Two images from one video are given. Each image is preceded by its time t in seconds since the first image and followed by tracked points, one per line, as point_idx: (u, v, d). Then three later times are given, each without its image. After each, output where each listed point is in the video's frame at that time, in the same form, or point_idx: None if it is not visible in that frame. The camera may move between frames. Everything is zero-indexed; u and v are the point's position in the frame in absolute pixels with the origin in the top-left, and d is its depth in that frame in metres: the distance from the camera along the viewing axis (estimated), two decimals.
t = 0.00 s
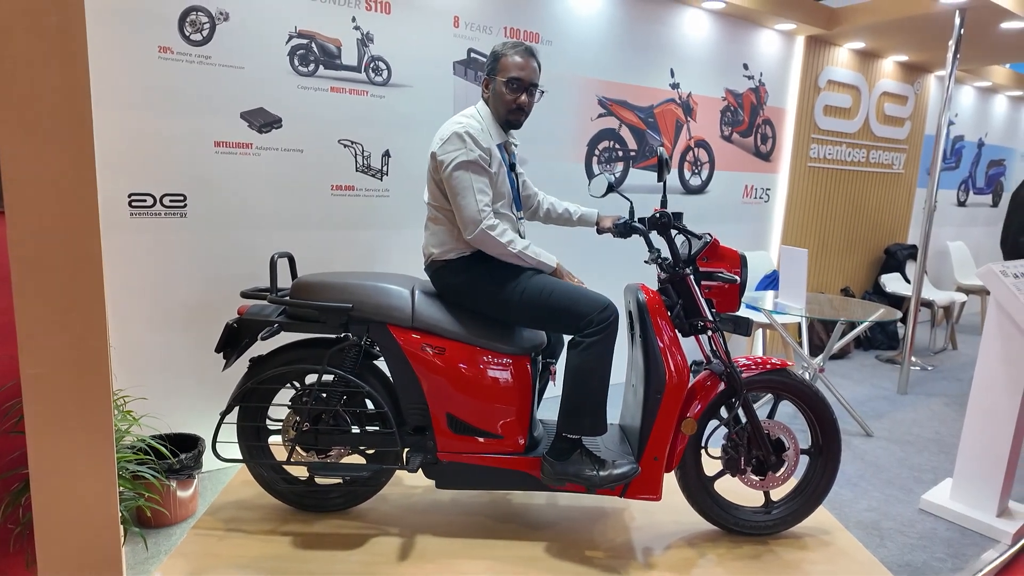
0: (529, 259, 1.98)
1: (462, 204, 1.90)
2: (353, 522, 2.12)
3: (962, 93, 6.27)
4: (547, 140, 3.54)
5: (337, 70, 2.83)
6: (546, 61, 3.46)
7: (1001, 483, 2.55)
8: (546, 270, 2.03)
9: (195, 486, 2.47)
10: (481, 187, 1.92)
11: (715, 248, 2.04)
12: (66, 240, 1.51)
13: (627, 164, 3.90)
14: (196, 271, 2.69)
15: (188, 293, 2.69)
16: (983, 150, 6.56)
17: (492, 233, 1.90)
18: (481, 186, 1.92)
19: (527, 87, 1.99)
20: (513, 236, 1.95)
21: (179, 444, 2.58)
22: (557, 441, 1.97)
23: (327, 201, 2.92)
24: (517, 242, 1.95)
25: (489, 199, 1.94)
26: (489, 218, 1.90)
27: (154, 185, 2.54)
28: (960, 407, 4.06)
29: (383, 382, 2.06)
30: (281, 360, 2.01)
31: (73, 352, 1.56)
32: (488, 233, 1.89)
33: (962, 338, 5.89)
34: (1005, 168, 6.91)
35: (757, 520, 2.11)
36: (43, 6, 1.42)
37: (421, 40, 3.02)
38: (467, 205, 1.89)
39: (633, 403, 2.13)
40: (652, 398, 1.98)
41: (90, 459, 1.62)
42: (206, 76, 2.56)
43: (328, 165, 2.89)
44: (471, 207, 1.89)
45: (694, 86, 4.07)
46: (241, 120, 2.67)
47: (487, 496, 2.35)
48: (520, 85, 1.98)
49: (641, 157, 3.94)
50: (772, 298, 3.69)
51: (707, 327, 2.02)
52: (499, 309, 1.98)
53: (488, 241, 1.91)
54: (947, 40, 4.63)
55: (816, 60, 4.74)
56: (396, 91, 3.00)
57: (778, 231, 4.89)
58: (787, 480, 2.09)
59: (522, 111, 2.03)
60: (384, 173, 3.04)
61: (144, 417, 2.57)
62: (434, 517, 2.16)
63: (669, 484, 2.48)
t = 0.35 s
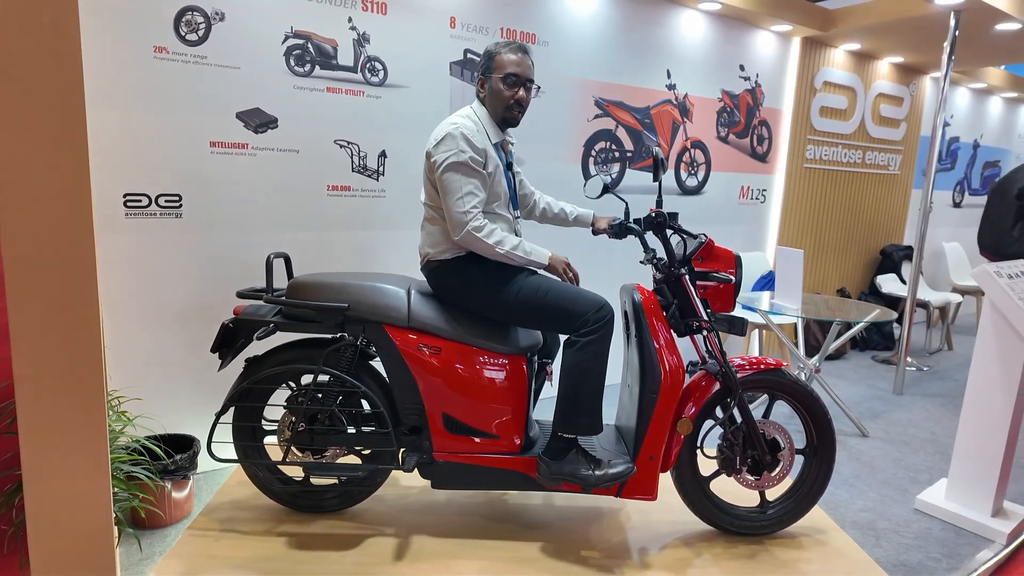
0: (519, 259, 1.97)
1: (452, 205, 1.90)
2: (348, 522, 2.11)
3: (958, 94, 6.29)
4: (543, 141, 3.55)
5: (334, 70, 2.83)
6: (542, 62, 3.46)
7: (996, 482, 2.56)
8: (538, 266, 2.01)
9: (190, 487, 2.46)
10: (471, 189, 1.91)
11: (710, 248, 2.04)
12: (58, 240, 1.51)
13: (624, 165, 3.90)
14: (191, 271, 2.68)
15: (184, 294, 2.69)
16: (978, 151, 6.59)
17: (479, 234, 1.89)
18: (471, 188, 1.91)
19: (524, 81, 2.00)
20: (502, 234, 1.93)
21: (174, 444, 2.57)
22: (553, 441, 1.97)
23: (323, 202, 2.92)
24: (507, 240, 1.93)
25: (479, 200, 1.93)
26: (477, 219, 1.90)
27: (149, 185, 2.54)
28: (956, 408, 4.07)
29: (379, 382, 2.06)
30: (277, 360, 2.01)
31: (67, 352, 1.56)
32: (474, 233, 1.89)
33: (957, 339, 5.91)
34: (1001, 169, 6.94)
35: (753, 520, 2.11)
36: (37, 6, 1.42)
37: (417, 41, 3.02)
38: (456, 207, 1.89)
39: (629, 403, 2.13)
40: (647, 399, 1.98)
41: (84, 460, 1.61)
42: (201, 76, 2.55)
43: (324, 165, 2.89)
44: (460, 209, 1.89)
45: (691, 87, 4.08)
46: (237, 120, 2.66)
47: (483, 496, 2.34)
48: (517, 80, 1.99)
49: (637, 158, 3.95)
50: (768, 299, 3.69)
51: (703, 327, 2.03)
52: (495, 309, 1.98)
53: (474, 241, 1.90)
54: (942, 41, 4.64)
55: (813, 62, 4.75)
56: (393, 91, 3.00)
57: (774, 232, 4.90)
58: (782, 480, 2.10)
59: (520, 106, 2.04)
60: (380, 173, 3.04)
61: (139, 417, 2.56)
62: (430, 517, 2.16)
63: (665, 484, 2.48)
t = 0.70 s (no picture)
0: (489, 216, 1.86)
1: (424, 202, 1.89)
2: (344, 523, 2.10)
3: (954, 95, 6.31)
4: (540, 141, 3.54)
5: (330, 70, 2.81)
6: (539, 62, 3.46)
7: (993, 483, 2.56)
8: (515, 205, 1.86)
9: (185, 489, 2.45)
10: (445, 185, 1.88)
11: (707, 249, 2.03)
12: (52, 240, 1.49)
13: (621, 165, 3.89)
14: (186, 271, 2.67)
15: (179, 294, 2.67)
16: (974, 152, 6.61)
17: (442, 224, 1.85)
18: (444, 184, 1.88)
19: (518, 77, 1.99)
20: (466, 207, 1.85)
21: (169, 445, 2.56)
22: (550, 441, 1.96)
23: (319, 202, 2.91)
24: (470, 209, 1.85)
25: (451, 194, 1.88)
26: (437, 208, 1.85)
27: (144, 185, 2.52)
28: (953, 408, 4.08)
29: (375, 382, 2.05)
30: (274, 360, 2.00)
31: (60, 353, 1.54)
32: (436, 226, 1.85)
33: (953, 339, 5.92)
34: (996, 170, 6.96)
35: (750, 521, 2.11)
36: (29, 3, 1.40)
37: (414, 41, 3.01)
38: (427, 203, 1.87)
39: (626, 404, 2.12)
40: (645, 399, 1.97)
41: (77, 461, 1.60)
42: (197, 75, 2.54)
43: (320, 165, 2.88)
44: (429, 205, 1.86)
45: (688, 87, 4.08)
46: (233, 120, 2.65)
47: (480, 497, 2.34)
48: (511, 76, 1.98)
49: (634, 158, 3.94)
50: (765, 299, 3.68)
51: (700, 327, 2.02)
52: (491, 310, 1.97)
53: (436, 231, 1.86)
54: (938, 42, 4.65)
55: (809, 62, 4.76)
56: (390, 91, 2.99)
57: (770, 232, 4.91)
58: (779, 480, 2.10)
59: (515, 102, 2.02)
60: (377, 173, 3.03)
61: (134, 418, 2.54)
62: (427, 518, 2.15)
63: (662, 484, 2.47)
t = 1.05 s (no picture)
0: (477, 237, 1.87)
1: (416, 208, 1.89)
2: (342, 526, 2.09)
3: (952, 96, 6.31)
4: (538, 141, 3.53)
5: (328, 69, 2.80)
6: (538, 62, 3.44)
7: (993, 484, 2.55)
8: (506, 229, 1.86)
9: (181, 491, 2.43)
10: (437, 192, 1.87)
11: (708, 249, 2.02)
12: (46, 240, 1.48)
13: (620, 165, 3.88)
14: (182, 271, 2.65)
15: (175, 295, 2.65)
16: (973, 152, 6.61)
17: (434, 234, 1.84)
18: (434, 192, 1.87)
19: (508, 76, 1.98)
20: (455, 222, 1.86)
21: (165, 447, 2.54)
22: (549, 443, 1.95)
23: (317, 202, 2.89)
24: (458, 226, 1.85)
25: (442, 203, 1.89)
26: (428, 219, 1.85)
27: (140, 185, 2.50)
28: (952, 408, 4.07)
29: (373, 384, 2.03)
30: (270, 362, 1.98)
31: (54, 354, 1.52)
32: (425, 234, 1.85)
33: (951, 339, 5.93)
34: (994, 170, 6.96)
35: (750, 522, 2.10)
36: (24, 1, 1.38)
37: (412, 40, 3.00)
38: (417, 210, 1.87)
39: (626, 405, 2.11)
40: (645, 401, 1.96)
41: (71, 463, 1.58)
42: (194, 75, 2.52)
43: (318, 164, 2.86)
44: (419, 213, 1.86)
45: (686, 87, 4.07)
46: (230, 119, 2.63)
47: (479, 499, 2.32)
48: (500, 75, 1.96)
49: (633, 158, 3.93)
50: (763, 300, 3.67)
51: (700, 328, 2.01)
52: (490, 312, 1.95)
53: (425, 240, 1.86)
54: (937, 43, 4.65)
55: (809, 62, 4.75)
56: (388, 91, 2.97)
57: (769, 232, 4.91)
58: (779, 482, 2.09)
59: (506, 101, 2.00)
60: (375, 173, 3.01)
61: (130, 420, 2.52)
62: (425, 520, 2.14)
63: (661, 486, 2.46)
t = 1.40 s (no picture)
0: (478, 228, 1.86)
1: (416, 215, 1.89)
2: (342, 526, 2.08)
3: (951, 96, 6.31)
4: (538, 141, 3.53)
5: (327, 69, 2.80)
6: (537, 62, 3.44)
7: (992, 484, 2.55)
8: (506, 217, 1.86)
9: (181, 492, 2.43)
10: (438, 198, 1.87)
11: (707, 249, 2.02)
12: (45, 240, 1.47)
13: (619, 165, 3.88)
14: (182, 271, 2.64)
15: (175, 295, 2.65)
16: (972, 153, 6.62)
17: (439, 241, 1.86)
18: (435, 198, 1.87)
19: (502, 81, 1.95)
20: (457, 220, 1.85)
21: (164, 448, 2.53)
22: (549, 443, 1.95)
23: (316, 202, 2.89)
24: (460, 222, 1.85)
25: (443, 207, 1.88)
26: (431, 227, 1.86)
27: (139, 185, 2.50)
28: (951, 408, 4.07)
29: (374, 385, 2.03)
30: (270, 362, 1.98)
31: (54, 354, 1.52)
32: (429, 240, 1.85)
33: (951, 340, 5.93)
34: (994, 170, 6.97)
35: (750, 523, 2.09)
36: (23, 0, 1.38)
37: (412, 40, 3.00)
38: (418, 216, 1.87)
39: (626, 405, 2.11)
40: (645, 401, 1.96)
41: (70, 464, 1.58)
42: (193, 75, 2.52)
43: (317, 165, 2.86)
44: (421, 218, 1.86)
45: (686, 88, 4.07)
46: (230, 119, 2.63)
47: (479, 500, 2.32)
48: (495, 80, 1.94)
49: (633, 158, 3.93)
50: (764, 301, 3.67)
51: (700, 328, 2.01)
52: (491, 312, 1.95)
53: (429, 244, 1.86)
54: (936, 43, 4.65)
55: (808, 62, 4.76)
56: (387, 91, 2.97)
57: (768, 233, 4.91)
58: (779, 482, 2.09)
59: (501, 107, 1.99)
60: (375, 173, 3.01)
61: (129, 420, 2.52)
62: (425, 521, 2.14)
63: (661, 487, 2.46)
